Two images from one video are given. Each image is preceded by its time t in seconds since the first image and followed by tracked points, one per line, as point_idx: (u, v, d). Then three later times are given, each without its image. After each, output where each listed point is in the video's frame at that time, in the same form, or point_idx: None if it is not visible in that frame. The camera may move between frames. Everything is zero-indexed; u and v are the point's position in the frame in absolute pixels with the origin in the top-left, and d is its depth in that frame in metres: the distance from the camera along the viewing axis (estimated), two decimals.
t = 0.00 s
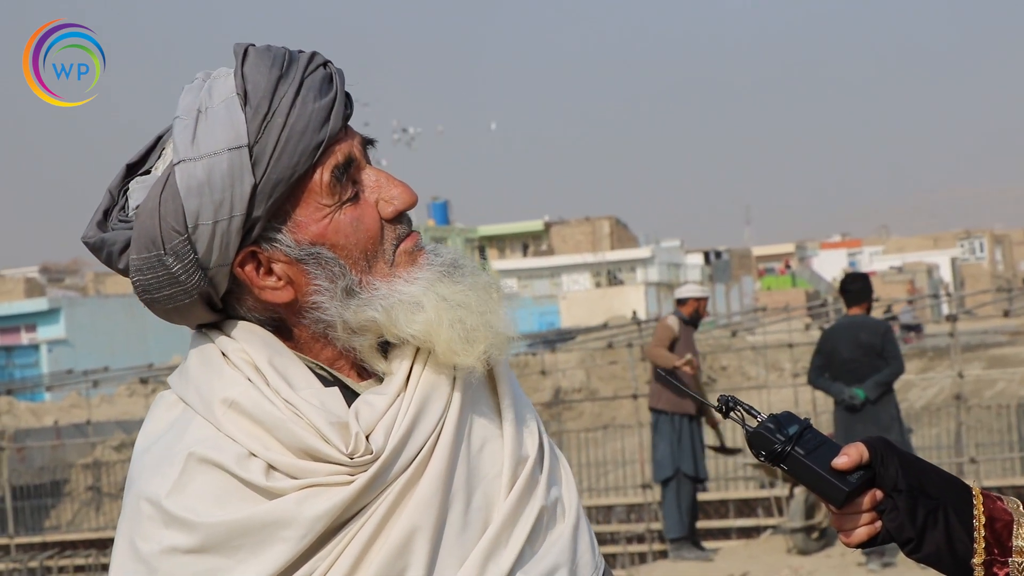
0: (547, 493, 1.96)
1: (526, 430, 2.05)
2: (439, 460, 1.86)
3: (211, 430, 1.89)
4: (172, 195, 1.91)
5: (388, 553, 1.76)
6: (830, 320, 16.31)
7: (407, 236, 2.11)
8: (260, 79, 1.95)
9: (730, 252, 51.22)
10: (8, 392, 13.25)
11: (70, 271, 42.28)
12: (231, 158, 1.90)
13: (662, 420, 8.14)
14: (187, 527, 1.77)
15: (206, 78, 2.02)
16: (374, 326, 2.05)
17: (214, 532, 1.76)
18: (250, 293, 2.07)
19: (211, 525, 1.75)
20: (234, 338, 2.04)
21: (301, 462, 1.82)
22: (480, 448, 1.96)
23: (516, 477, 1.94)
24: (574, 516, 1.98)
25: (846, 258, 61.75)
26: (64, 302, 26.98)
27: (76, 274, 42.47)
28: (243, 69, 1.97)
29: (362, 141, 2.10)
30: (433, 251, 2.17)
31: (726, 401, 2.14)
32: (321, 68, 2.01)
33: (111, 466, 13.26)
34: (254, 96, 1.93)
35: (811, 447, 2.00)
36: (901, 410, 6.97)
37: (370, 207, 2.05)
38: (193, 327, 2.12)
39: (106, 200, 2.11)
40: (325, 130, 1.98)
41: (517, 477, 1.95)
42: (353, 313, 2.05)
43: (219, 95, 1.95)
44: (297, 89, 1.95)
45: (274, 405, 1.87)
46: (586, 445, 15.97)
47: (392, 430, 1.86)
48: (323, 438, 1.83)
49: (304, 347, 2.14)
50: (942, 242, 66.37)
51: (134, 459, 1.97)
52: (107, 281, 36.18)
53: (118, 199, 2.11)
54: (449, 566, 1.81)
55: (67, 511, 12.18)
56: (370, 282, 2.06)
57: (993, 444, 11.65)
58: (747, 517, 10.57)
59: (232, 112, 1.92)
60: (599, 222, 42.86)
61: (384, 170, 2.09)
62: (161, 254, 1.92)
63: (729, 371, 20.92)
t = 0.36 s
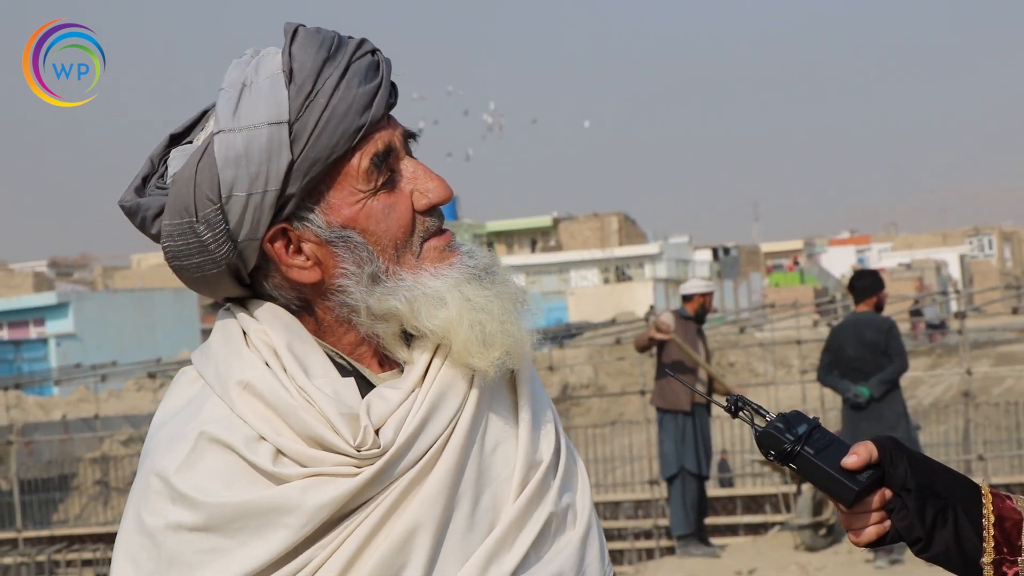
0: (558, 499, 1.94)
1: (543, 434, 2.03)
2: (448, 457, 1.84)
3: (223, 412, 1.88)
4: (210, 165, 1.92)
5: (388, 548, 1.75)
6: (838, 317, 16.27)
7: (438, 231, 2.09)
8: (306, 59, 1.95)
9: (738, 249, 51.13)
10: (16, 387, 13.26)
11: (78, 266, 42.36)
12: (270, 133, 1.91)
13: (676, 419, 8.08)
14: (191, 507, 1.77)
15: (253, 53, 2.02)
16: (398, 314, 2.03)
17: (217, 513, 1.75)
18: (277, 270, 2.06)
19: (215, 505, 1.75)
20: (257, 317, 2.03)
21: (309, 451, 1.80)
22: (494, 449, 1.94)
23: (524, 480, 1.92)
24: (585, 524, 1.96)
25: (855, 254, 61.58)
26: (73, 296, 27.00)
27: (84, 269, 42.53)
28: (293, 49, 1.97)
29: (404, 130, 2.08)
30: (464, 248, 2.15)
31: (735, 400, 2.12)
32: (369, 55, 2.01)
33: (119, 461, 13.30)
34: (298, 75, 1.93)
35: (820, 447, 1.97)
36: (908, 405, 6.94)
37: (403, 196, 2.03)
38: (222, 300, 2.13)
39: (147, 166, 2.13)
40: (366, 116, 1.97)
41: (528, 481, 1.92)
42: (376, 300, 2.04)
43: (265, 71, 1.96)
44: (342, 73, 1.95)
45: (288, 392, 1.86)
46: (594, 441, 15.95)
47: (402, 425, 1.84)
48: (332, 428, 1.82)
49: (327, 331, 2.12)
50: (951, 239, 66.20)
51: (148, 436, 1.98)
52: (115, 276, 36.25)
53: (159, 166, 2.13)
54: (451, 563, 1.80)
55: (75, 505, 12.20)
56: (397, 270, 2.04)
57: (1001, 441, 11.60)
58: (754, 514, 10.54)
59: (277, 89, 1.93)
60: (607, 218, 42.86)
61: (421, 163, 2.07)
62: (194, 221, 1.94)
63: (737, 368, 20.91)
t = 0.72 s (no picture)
0: (580, 522, 1.92)
1: (575, 456, 2.01)
2: (479, 471, 1.82)
3: (263, 388, 1.88)
4: (310, 136, 1.97)
5: (406, 547, 1.75)
6: (840, 313, 16.26)
7: (510, 249, 2.09)
8: (426, 55, 2.00)
9: (740, 246, 51.07)
10: (18, 384, 13.29)
11: (80, 263, 42.41)
12: (375, 118, 1.95)
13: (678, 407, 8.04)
14: (221, 477, 1.80)
15: (372, 38, 2.06)
16: (458, 319, 2.04)
17: (243, 489, 1.78)
18: (347, 252, 2.08)
19: (244, 479, 1.78)
20: (312, 299, 2.03)
21: (343, 444, 1.80)
22: (525, 464, 1.93)
23: (549, 499, 1.90)
24: (603, 551, 1.95)
25: (858, 250, 61.49)
26: (75, 294, 27.01)
27: (86, 267, 42.58)
28: (412, 42, 2.02)
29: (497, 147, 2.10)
30: (534, 272, 2.14)
31: (736, 398, 2.11)
32: (483, 64, 2.06)
33: (122, 458, 13.36)
34: (415, 68, 1.98)
35: (822, 445, 1.96)
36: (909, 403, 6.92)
37: (485, 208, 2.04)
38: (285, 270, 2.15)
39: (240, 123, 2.16)
40: (468, 121, 2.00)
41: (553, 500, 1.91)
42: (439, 302, 2.05)
43: (381, 57, 2.01)
44: (455, 75, 2.00)
45: (329, 381, 1.85)
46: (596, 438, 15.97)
47: (437, 430, 1.83)
48: (368, 423, 1.81)
49: (382, 324, 2.12)
50: (953, 236, 66.07)
51: (191, 398, 2.00)
52: (116, 274, 36.29)
53: (251, 124, 2.16)
54: (465, 571, 1.79)
55: (77, 503, 12.22)
56: (465, 278, 2.06)
57: (1004, 439, 11.57)
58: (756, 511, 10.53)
59: (390, 78, 1.97)
60: (609, 215, 42.93)
61: (510, 181, 2.09)
62: (282, 189, 1.97)
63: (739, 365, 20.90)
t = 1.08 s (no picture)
0: (592, 521, 1.92)
1: (587, 455, 2.01)
2: (491, 468, 1.82)
3: (279, 386, 1.89)
4: (325, 136, 1.96)
5: (418, 544, 1.75)
6: (840, 312, 16.27)
7: (522, 250, 2.09)
8: (442, 55, 1.99)
9: (739, 245, 51.09)
10: (18, 387, 13.28)
11: (79, 265, 42.44)
12: (391, 120, 1.95)
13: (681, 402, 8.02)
14: (236, 473, 1.79)
15: (389, 41, 2.06)
16: (470, 319, 2.04)
17: (257, 485, 1.77)
18: (362, 253, 2.08)
19: (258, 476, 1.77)
20: (327, 298, 2.03)
21: (357, 439, 1.80)
22: (536, 463, 1.92)
23: (561, 499, 1.90)
24: (614, 549, 1.95)
25: (858, 249, 61.50)
26: (74, 296, 26.98)
27: (86, 269, 42.60)
28: (428, 45, 2.01)
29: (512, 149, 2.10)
30: (546, 271, 2.14)
31: (734, 399, 2.11)
32: (498, 66, 2.05)
33: (122, 460, 13.35)
34: (431, 69, 1.97)
35: (820, 444, 1.96)
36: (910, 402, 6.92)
37: (499, 209, 2.04)
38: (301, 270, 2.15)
39: (257, 125, 2.16)
40: (483, 123, 2.00)
41: (565, 499, 1.91)
42: (452, 303, 2.05)
43: (398, 60, 2.00)
44: (469, 78, 1.99)
45: (344, 379, 1.84)
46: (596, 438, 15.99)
47: (450, 427, 1.82)
48: (381, 419, 1.81)
49: (397, 323, 2.13)
50: (952, 235, 66.07)
51: (204, 397, 2.00)
52: (116, 276, 36.29)
53: (269, 126, 2.16)
54: (477, 569, 1.79)
55: (77, 505, 12.21)
56: (478, 279, 2.06)
57: (1004, 437, 11.57)
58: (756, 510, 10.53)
59: (406, 80, 1.97)
60: (609, 215, 42.99)
61: (524, 181, 2.08)
62: (298, 190, 1.97)
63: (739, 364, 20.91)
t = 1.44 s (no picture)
0: (591, 522, 1.93)
1: (585, 456, 2.02)
2: (490, 468, 1.83)
3: (274, 390, 1.89)
4: (316, 140, 1.96)
5: (417, 546, 1.75)
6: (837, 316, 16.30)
7: (518, 250, 2.10)
8: (429, 57, 2.00)
9: (736, 248, 51.12)
10: (15, 392, 13.27)
11: (76, 270, 42.43)
12: (380, 125, 1.94)
13: (670, 411, 8.09)
14: (234, 476, 1.79)
15: (379, 45, 2.07)
16: (467, 321, 2.04)
17: (254, 487, 1.77)
18: (357, 257, 2.09)
19: (256, 478, 1.77)
20: (325, 301, 2.03)
21: (355, 442, 1.80)
22: (535, 464, 1.93)
23: (559, 502, 1.90)
24: (613, 550, 1.95)
25: (855, 251, 61.57)
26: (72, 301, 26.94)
27: (83, 274, 42.56)
28: (417, 48, 2.01)
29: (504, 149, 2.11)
30: (538, 272, 2.16)
31: (731, 397, 2.11)
32: (487, 67, 2.05)
33: (119, 465, 13.33)
34: (420, 69, 1.98)
35: (816, 444, 1.97)
36: (907, 404, 6.95)
37: (493, 210, 2.05)
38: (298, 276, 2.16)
39: (251, 132, 2.18)
40: (474, 124, 2.00)
41: (565, 500, 1.91)
42: (448, 305, 2.06)
43: (387, 64, 2.00)
44: (459, 79, 1.99)
45: (340, 379, 1.85)
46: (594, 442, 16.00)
47: (447, 428, 1.82)
48: (378, 420, 1.81)
49: (394, 326, 2.14)
50: (948, 237, 66.17)
51: (200, 405, 2.00)
52: (113, 280, 36.29)
53: (262, 133, 2.18)
54: (476, 568, 1.79)
55: (75, 510, 12.19)
56: (473, 280, 2.07)
57: (1001, 439, 11.58)
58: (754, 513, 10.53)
59: (394, 84, 1.96)
60: (606, 218, 43.04)
61: (516, 181, 2.09)
62: (289, 196, 1.97)
63: (737, 367, 20.92)
